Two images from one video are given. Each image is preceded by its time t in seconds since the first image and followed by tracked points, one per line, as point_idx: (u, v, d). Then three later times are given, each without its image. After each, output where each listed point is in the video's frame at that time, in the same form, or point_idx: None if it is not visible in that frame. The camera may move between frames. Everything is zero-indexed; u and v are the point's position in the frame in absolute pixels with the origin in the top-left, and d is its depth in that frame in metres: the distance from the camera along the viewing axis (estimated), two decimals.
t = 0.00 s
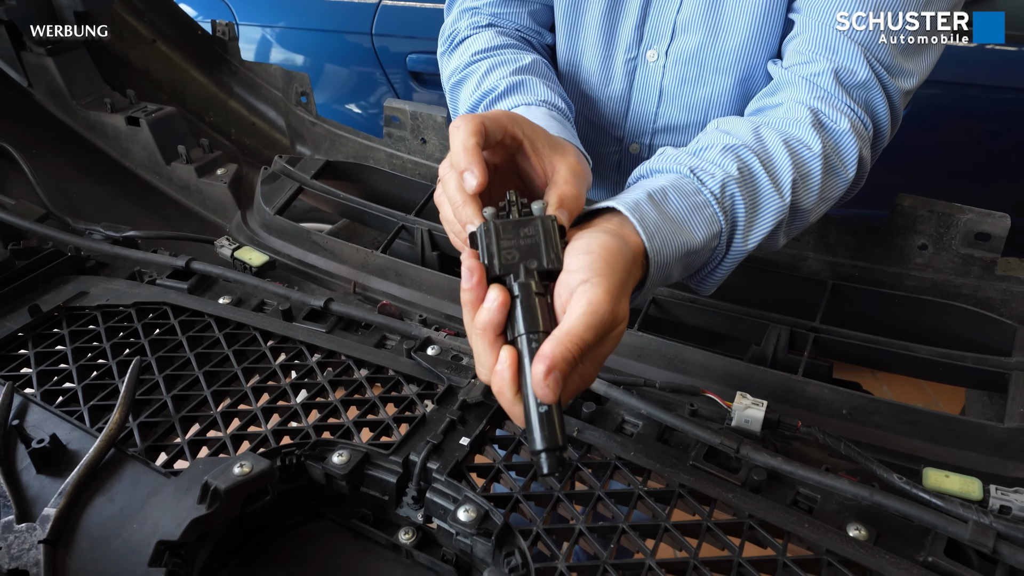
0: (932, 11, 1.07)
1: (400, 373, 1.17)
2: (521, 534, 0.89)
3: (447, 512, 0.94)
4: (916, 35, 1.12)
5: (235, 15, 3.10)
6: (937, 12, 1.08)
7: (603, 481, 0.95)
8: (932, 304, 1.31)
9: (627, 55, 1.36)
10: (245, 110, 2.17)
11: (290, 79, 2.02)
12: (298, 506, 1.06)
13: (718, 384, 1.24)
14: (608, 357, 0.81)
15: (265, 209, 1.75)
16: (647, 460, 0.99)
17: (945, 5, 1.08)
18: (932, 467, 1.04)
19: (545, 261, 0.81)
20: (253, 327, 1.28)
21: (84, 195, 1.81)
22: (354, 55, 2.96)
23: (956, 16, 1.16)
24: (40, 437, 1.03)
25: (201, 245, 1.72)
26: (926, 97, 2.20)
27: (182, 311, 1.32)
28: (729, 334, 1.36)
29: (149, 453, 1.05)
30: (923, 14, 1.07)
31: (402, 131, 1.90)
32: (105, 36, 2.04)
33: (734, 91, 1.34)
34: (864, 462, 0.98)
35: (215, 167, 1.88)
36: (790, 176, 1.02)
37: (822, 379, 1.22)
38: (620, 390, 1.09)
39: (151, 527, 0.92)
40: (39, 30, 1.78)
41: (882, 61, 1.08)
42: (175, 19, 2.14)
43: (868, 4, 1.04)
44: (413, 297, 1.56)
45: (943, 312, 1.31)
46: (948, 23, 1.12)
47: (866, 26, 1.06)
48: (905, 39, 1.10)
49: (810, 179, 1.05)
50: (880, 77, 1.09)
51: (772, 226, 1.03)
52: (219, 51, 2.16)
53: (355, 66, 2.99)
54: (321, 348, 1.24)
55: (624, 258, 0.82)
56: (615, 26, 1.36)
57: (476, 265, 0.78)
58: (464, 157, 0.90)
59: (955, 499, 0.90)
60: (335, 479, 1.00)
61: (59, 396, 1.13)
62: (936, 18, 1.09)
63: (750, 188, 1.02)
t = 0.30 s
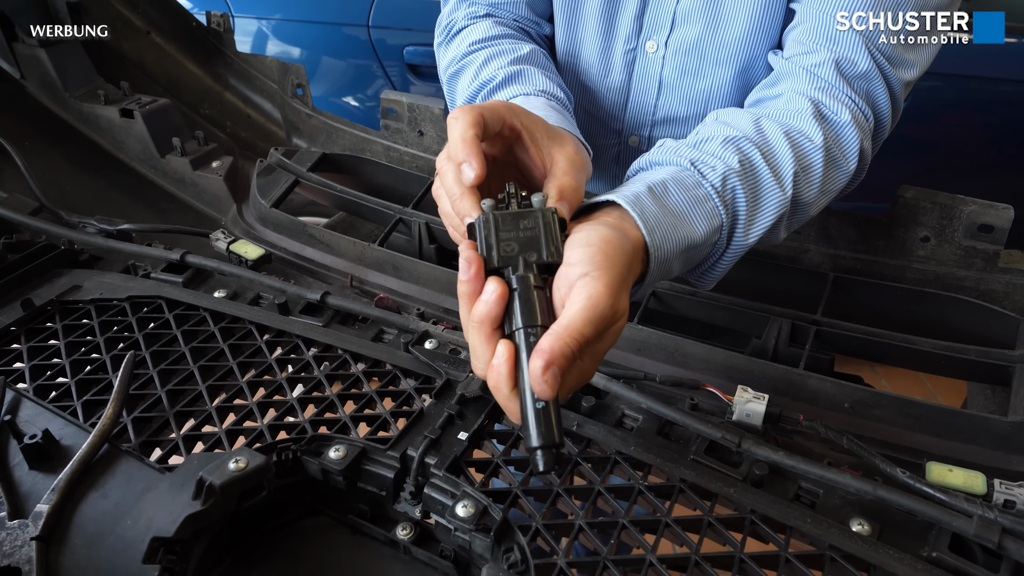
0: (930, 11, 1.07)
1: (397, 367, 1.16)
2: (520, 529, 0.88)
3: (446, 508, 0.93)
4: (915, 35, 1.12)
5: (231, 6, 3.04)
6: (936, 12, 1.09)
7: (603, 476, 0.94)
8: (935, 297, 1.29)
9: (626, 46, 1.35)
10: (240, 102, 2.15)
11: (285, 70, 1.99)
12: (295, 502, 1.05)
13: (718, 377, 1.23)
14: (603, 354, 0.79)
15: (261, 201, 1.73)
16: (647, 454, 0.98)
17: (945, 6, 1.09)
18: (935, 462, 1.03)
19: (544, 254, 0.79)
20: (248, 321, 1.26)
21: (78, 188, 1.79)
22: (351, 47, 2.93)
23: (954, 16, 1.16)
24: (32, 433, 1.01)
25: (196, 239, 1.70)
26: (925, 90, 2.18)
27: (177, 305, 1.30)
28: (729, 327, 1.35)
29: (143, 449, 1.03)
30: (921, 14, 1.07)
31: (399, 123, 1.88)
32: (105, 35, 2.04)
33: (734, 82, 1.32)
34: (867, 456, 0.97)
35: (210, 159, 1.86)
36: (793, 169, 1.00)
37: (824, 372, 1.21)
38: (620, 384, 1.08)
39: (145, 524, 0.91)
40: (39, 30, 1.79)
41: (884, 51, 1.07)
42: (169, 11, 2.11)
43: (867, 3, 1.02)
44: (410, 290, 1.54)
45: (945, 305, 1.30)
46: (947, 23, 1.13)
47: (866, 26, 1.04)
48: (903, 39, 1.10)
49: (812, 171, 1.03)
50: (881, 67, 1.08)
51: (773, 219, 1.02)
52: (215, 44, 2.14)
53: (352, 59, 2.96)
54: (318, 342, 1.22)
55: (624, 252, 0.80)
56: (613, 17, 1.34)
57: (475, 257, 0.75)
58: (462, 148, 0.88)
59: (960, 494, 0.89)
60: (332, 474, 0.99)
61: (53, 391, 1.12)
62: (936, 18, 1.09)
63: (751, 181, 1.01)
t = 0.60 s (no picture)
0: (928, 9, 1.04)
1: (386, 366, 1.12)
2: (513, 541, 0.84)
3: (435, 516, 0.89)
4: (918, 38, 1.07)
5: None
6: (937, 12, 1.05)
7: (599, 484, 0.91)
8: (944, 293, 1.24)
9: (624, 32, 1.29)
10: (228, 88, 2.09)
11: (274, 55, 1.91)
12: (279, 507, 1.00)
13: (719, 376, 1.19)
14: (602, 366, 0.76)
15: (248, 191, 1.68)
16: (646, 460, 0.94)
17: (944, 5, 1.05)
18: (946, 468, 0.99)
19: (537, 264, 0.75)
20: (232, 317, 1.21)
21: (58, 177, 1.73)
22: (344, 31, 2.86)
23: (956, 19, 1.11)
24: (3, 437, 0.97)
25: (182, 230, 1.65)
26: (929, 75, 2.12)
27: (158, 301, 1.26)
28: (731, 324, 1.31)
29: (120, 453, 0.99)
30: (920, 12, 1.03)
31: (391, 110, 1.83)
32: (105, 37, 2.01)
33: (737, 70, 1.27)
34: (874, 462, 0.93)
35: (196, 147, 1.80)
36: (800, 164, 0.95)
37: (829, 371, 1.17)
38: (617, 385, 1.04)
39: (120, 533, 0.87)
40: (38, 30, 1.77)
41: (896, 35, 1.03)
42: None
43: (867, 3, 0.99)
44: (401, 284, 1.50)
45: (956, 301, 1.24)
46: (947, 23, 1.10)
47: (865, 26, 1.01)
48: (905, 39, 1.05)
49: (819, 164, 0.99)
50: (891, 54, 1.03)
51: (779, 219, 0.96)
52: (201, 27, 2.07)
53: (345, 43, 2.88)
54: (304, 340, 1.18)
55: (621, 260, 0.76)
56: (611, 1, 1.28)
57: (463, 268, 0.73)
58: (451, 149, 0.82)
59: (973, 505, 0.86)
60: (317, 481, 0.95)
61: (27, 392, 1.07)
62: (935, 18, 1.06)
63: (756, 179, 0.95)
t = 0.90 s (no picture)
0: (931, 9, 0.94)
1: (375, 377, 1.06)
2: None
3: (423, 546, 0.84)
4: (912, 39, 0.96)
5: None
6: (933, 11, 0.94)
7: (598, 513, 0.86)
8: (968, 302, 1.17)
9: (631, 18, 1.21)
10: (218, 71, 2.01)
11: (263, 35, 1.81)
12: (262, 527, 0.94)
13: (727, 386, 1.13)
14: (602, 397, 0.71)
15: (236, 182, 1.61)
16: (649, 487, 0.89)
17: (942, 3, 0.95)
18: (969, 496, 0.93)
19: (531, 287, 0.69)
20: (214, 322, 1.15)
21: (39, 166, 1.66)
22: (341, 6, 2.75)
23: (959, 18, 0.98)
24: None
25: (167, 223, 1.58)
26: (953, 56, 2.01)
27: (137, 303, 1.20)
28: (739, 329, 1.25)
29: (93, 472, 0.94)
30: (920, 12, 0.94)
31: (386, 95, 1.74)
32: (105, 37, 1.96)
33: (750, 59, 1.18)
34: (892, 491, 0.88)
35: (182, 134, 1.72)
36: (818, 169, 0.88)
37: (843, 384, 1.11)
38: (619, 401, 0.98)
39: (89, 562, 0.82)
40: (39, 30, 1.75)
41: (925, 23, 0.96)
42: None
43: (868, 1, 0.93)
44: (395, 282, 1.43)
45: (980, 310, 1.17)
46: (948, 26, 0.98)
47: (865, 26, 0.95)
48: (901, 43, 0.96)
49: (839, 168, 0.91)
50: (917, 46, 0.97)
51: (794, 229, 0.89)
52: (189, 6, 2.00)
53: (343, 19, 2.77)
54: (289, 348, 1.12)
55: (624, 284, 0.69)
56: None
57: (450, 292, 0.66)
58: (440, 159, 0.75)
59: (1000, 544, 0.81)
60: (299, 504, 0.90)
61: None
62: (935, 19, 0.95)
63: (770, 187, 0.88)
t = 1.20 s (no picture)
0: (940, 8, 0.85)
1: (370, 378, 1.01)
2: None
3: (417, 565, 0.80)
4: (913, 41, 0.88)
5: None
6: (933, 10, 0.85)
7: (601, 532, 0.81)
8: (997, 304, 1.10)
9: None
10: (211, 37, 1.91)
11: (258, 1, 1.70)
12: (252, 534, 0.90)
13: (739, 388, 1.08)
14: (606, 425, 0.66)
15: (228, 160, 1.54)
16: (655, 505, 0.84)
17: None
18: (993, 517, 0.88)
19: (533, 307, 0.64)
20: (202, 314, 1.10)
21: (25, 140, 1.59)
22: None
23: (958, 16, 0.85)
24: None
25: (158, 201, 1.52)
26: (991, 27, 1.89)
27: (123, 293, 1.14)
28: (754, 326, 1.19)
29: (73, 476, 0.90)
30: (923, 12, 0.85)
31: (386, 67, 1.65)
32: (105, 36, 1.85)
33: (775, 39, 1.10)
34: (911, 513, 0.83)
35: (173, 107, 1.65)
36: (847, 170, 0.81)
37: (862, 389, 1.05)
38: (626, 408, 0.92)
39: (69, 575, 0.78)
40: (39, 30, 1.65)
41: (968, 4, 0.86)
42: None
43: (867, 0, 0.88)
44: (393, 268, 1.38)
45: (1010, 313, 1.11)
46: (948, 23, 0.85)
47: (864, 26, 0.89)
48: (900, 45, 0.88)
49: (869, 166, 0.84)
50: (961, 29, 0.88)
51: (818, 235, 0.83)
52: None
53: None
54: (281, 344, 1.07)
55: (632, 305, 0.64)
56: None
57: (443, 312, 0.62)
58: (433, 164, 0.71)
59: None
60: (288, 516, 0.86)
61: None
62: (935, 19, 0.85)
63: (794, 190, 0.81)
